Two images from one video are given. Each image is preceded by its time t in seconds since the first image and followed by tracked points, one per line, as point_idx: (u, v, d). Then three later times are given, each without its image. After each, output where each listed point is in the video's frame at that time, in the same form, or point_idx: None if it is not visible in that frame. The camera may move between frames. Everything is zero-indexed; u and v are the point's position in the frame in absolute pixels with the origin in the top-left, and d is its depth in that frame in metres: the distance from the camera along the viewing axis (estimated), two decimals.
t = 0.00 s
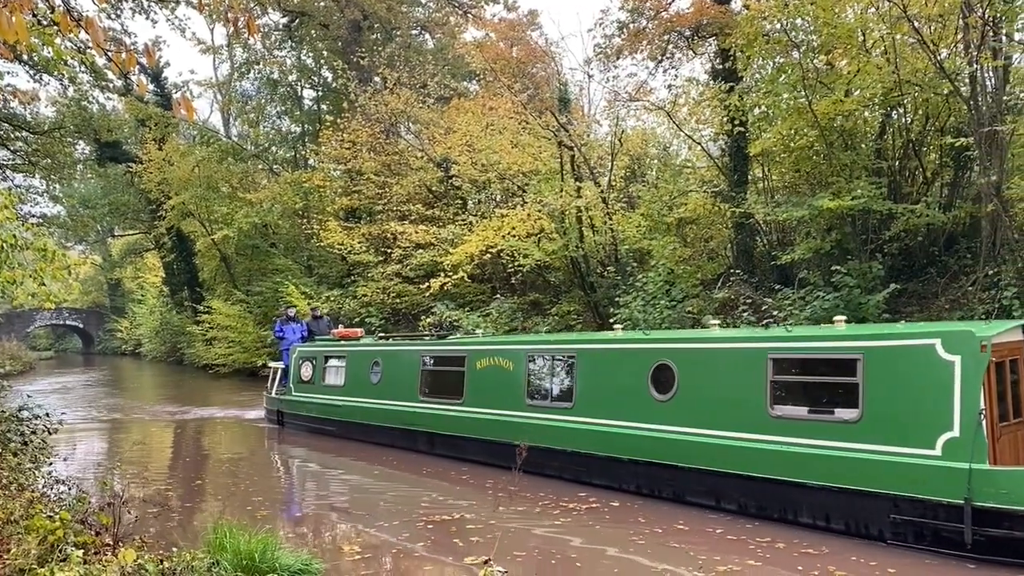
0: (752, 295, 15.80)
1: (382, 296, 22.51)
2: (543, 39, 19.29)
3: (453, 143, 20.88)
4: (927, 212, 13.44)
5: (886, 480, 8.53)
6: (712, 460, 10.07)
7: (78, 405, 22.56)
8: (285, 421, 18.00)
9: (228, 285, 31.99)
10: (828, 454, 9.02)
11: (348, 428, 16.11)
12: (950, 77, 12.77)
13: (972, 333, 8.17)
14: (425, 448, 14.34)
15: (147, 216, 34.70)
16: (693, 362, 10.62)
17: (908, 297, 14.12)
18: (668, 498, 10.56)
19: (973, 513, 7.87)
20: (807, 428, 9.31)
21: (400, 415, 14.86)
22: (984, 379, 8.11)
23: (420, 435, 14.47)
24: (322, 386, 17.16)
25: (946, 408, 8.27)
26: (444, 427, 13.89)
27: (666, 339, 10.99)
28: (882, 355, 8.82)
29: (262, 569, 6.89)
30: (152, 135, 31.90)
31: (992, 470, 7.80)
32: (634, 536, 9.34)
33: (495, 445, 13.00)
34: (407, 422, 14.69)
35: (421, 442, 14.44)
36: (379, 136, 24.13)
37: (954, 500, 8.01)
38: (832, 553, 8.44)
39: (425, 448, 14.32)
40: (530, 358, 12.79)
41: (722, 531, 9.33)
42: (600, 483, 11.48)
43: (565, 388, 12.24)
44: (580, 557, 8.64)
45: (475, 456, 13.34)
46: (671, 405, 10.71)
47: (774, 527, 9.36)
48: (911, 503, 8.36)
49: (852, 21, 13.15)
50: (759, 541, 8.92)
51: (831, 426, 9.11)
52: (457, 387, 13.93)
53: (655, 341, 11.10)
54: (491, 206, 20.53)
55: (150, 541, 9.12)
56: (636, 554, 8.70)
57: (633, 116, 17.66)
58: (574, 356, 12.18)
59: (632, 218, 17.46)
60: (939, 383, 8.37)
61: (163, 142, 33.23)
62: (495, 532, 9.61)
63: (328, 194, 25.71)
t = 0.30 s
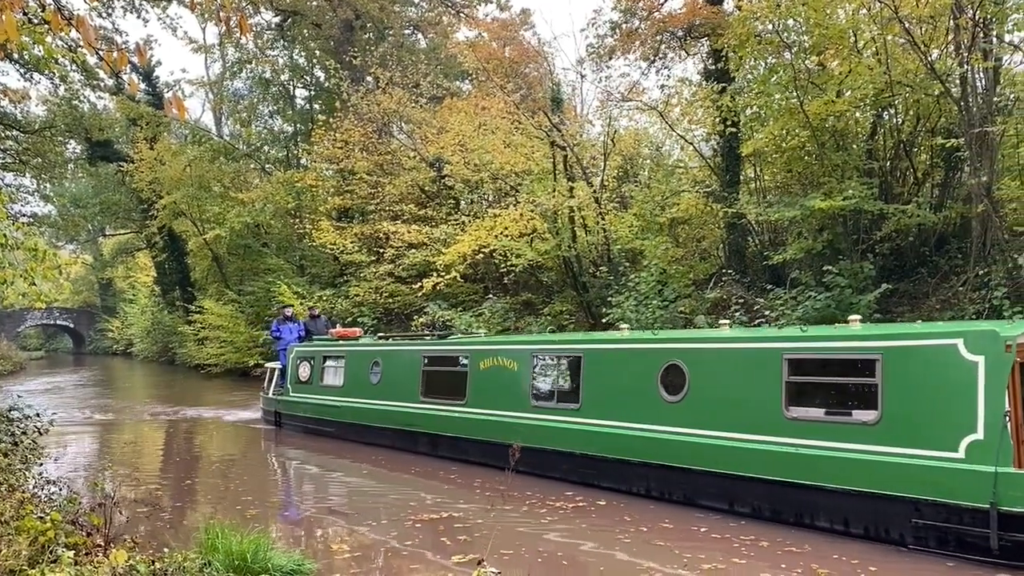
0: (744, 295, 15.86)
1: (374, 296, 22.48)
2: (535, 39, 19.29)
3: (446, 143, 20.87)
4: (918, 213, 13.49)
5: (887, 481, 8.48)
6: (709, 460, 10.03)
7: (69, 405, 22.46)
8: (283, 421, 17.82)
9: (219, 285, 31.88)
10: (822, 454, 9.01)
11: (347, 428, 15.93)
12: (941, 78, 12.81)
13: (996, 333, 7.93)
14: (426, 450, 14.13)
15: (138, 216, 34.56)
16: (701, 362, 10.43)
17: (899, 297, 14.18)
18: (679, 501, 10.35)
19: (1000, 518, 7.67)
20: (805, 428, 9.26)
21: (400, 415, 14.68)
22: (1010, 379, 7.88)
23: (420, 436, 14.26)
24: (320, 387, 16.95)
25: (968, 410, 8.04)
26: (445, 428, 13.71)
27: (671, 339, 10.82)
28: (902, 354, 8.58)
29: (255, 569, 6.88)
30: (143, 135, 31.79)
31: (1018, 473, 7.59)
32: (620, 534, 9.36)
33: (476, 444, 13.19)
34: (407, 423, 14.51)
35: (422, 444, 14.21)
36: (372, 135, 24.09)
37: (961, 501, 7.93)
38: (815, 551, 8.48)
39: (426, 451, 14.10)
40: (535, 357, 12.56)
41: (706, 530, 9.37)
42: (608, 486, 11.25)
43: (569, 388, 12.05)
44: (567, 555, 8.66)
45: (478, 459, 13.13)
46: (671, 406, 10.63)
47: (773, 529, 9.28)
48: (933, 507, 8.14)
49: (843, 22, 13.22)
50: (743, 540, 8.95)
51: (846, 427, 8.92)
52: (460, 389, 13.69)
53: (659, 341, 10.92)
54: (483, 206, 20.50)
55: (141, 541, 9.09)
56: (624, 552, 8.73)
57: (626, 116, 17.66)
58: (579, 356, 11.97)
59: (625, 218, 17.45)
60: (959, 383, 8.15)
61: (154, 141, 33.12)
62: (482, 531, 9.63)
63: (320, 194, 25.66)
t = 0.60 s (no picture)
0: (737, 295, 15.92)
1: (367, 296, 22.47)
2: (529, 39, 19.33)
3: (440, 142, 20.89)
4: (909, 213, 13.56)
5: (885, 480, 8.47)
6: (706, 460, 10.03)
7: (60, 405, 22.40)
8: (283, 421, 17.68)
9: (212, 285, 31.81)
10: (816, 454, 9.03)
11: (344, 428, 15.86)
12: (933, 79, 12.90)
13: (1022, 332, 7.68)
14: (429, 451, 13.96)
15: (131, 215, 34.46)
16: (710, 363, 10.31)
17: (891, 297, 14.24)
18: (692, 504, 10.19)
19: None
20: (803, 428, 9.24)
21: (402, 416, 14.51)
22: None
23: (423, 437, 14.08)
24: (320, 387, 16.78)
25: (991, 413, 7.82)
26: (448, 430, 13.56)
27: (677, 339, 10.72)
28: (923, 354, 8.36)
29: (247, 569, 6.87)
30: (136, 134, 31.72)
31: None
32: (607, 532, 9.42)
33: (476, 444, 13.11)
34: (409, 424, 14.35)
35: (426, 445, 14.03)
36: (365, 135, 24.07)
37: (968, 502, 7.83)
38: (798, 549, 8.56)
39: (430, 452, 13.93)
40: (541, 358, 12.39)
41: (692, 528, 9.44)
42: (619, 489, 11.06)
43: (577, 389, 11.89)
44: (554, 552, 8.72)
45: (483, 460, 12.95)
46: (670, 405, 10.60)
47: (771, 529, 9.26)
48: (957, 511, 7.92)
49: (836, 23, 13.21)
50: (728, 537, 9.02)
51: (865, 429, 8.73)
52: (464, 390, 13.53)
53: (663, 341, 10.82)
54: (477, 205, 20.51)
55: (133, 542, 9.09)
56: (611, 549, 8.80)
57: (619, 116, 17.70)
58: (586, 356, 11.81)
59: (618, 217, 17.46)
60: (977, 383, 7.96)
61: (146, 140, 33.03)
62: (470, 529, 9.67)
63: (314, 194, 25.62)
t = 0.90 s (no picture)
0: (730, 295, 15.93)
1: (361, 295, 22.44)
2: (522, 39, 19.38)
3: (433, 142, 20.87)
4: (902, 212, 13.53)
5: (885, 480, 8.46)
6: (702, 460, 10.03)
7: (51, 405, 22.32)
8: (281, 422, 17.46)
9: (204, 285, 31.75)
10: (813, 454, 9.04)
11: (343, 429, 15.69)
12: (925, 79, 12.98)
13: None
14: (433, 452, 13.76)
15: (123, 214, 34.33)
16: (718, 363, 10.22)
17: (883, 297, 14.26)
18: (705, 507, 10.01)
19: None
20: (804, 427, 9.23)
21: (403, 416, 14.35)
22: None
23: (426, 437, 13.88)
24: (318, 388, 16.56)
25: (1018, 415, 7.68)
26: (450, 431, 13.40)
27: (685, 339, 10.64)
28: (947, 354, 8.21)
29: (240, 570, 6.86)
30: (128, 133, 31.64)
31: None
32: (593, 531, 9.49)
33: (476, 444, 13.02)
34: (410, 424, 14.18)
35: (429, 446, 13.83)
36: (358, 135, 24.05)
37: (988, 505, 7.72)
38: (782, 547, 8.64)
39: (433, 454, 13.73)
40: (548, 358, 12.24)
41: (677, 526, 9.52)
42: (631, 491, 10.85)
43: (586, 391, 11.75)
44: (541, 550, 8.78)
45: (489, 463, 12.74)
46: (670, 405, 10.58)
47: (756, 526, 9.37)
48: (984, 515, 7.75)
49: (828, 23, 13.27)
50: (713, 536, 9.09)
51: (886, 430, 8.56)
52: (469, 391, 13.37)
53: (667, 341, 10.75)
54: (470, 205, 20.41)
55: (125, 542, 9.06)
56: (598, 547, 8.85)
57: (613, 116, 17.74)
58: (594, 355, 11.68)
59: (612, 217, 17.45)
60: (995, 383, 7.89)
61: (139, 139, 32.93)
62: (459, 528, 9.72)
63: (307, 194, 25.59)
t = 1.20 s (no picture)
0: (723, 295, 15.91)
1: (353, 294, 22.38)
2: (514, 38, 19.39)
3: (425, 141, 20.87)
4: (893, 211, 13.61)
5: (890, 481, 8.43)
6: (704, 460, 9.99)
7: (42, 406, 22.24)
8: (280, 423, 17.27)
9: (197, 284, 31.70)
10: (816, 454, 9.00)
11: (344, 431, 15.45)
12: (916, 79, 12.99)
13: None
14: (435, 454, 13.60)
15: (114, 214, 34.19)
16: (728, 364, 10.12)
17: (874, 296, 14.25)
18: (719, 510, 9.85)
19: None
20: (807, 427, 9.20)
21: (402, 416, 14.22)
22: None
23: (428, 437, 13.71)
24: (317, 388, 16.39)
25: None
26: (450, 432, 13.30)
27: (694, 339, 10.53)
28: (970, 353, 8.07)
29: (233, 569, 6.85)
30: (119, 132, 31.53)
31: None
32: (580, 528, 9.55)
33: (466, 443, 13.05)
34: (408, 424, 14.07)
35: (431, 447, 13.68)
36: (350, 134, 24.01)
37: (994, 506, 7.67)
38: (766, 544, 8.71)
39: (436, 455, 13.56)
40: (556, 358, 12.09)
41: (662, 524, 9.60)
42: (641, 494, 10.69)
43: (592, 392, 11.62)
44: (529, 548, 8.84)
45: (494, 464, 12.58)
46: (673, 405, 10.51)
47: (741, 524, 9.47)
48: (1010, 518, 7.59)
49: (820, 23, 13.31)
50: (698, 533, 9.18)
51: (908, 430, 8.39)
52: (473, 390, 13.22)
53: (672, 341, 10.67)
54: (464, 204, 20.45)
55: (117, 542, 9.05)
56: (585, 544, 8.91)
57: (605, 115, 17.79)
58: (602, 355, 11.56)
59: (604, 217, 17.38)
60: (1013, 382, 7.78)
61: (130, 138, 32.81)
62: (447, 526, 9.75)
63: (299, 193, 25.53)
